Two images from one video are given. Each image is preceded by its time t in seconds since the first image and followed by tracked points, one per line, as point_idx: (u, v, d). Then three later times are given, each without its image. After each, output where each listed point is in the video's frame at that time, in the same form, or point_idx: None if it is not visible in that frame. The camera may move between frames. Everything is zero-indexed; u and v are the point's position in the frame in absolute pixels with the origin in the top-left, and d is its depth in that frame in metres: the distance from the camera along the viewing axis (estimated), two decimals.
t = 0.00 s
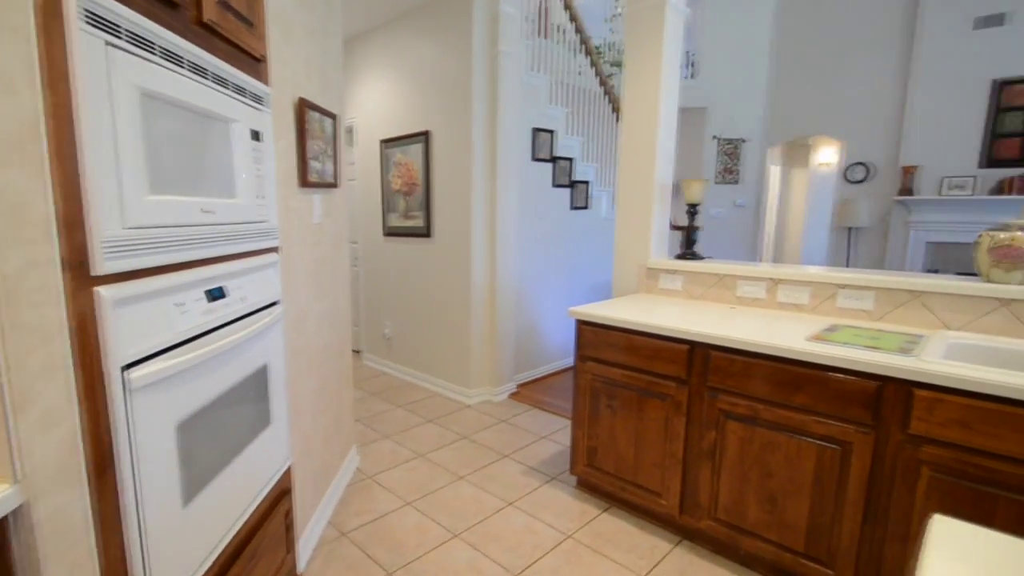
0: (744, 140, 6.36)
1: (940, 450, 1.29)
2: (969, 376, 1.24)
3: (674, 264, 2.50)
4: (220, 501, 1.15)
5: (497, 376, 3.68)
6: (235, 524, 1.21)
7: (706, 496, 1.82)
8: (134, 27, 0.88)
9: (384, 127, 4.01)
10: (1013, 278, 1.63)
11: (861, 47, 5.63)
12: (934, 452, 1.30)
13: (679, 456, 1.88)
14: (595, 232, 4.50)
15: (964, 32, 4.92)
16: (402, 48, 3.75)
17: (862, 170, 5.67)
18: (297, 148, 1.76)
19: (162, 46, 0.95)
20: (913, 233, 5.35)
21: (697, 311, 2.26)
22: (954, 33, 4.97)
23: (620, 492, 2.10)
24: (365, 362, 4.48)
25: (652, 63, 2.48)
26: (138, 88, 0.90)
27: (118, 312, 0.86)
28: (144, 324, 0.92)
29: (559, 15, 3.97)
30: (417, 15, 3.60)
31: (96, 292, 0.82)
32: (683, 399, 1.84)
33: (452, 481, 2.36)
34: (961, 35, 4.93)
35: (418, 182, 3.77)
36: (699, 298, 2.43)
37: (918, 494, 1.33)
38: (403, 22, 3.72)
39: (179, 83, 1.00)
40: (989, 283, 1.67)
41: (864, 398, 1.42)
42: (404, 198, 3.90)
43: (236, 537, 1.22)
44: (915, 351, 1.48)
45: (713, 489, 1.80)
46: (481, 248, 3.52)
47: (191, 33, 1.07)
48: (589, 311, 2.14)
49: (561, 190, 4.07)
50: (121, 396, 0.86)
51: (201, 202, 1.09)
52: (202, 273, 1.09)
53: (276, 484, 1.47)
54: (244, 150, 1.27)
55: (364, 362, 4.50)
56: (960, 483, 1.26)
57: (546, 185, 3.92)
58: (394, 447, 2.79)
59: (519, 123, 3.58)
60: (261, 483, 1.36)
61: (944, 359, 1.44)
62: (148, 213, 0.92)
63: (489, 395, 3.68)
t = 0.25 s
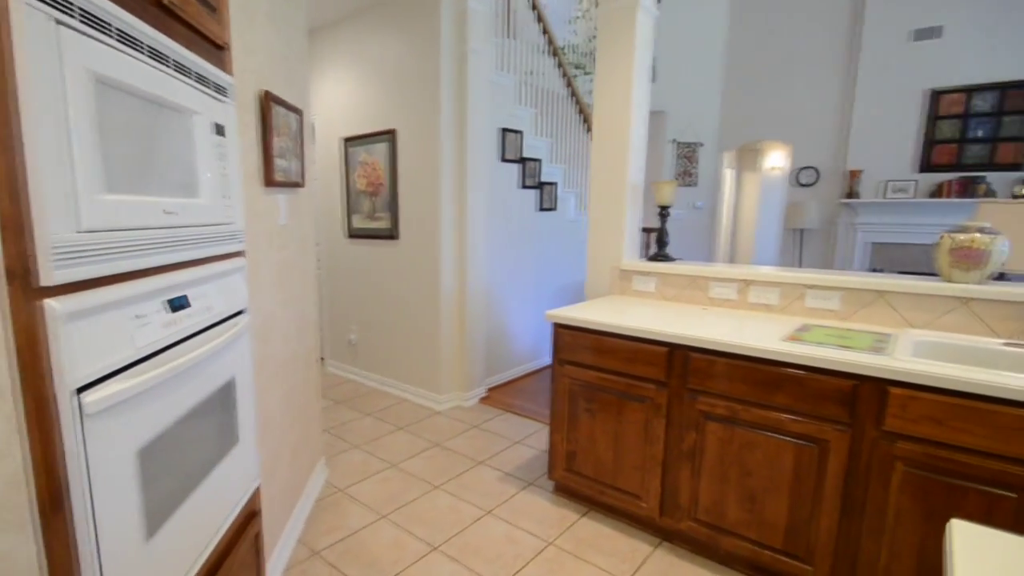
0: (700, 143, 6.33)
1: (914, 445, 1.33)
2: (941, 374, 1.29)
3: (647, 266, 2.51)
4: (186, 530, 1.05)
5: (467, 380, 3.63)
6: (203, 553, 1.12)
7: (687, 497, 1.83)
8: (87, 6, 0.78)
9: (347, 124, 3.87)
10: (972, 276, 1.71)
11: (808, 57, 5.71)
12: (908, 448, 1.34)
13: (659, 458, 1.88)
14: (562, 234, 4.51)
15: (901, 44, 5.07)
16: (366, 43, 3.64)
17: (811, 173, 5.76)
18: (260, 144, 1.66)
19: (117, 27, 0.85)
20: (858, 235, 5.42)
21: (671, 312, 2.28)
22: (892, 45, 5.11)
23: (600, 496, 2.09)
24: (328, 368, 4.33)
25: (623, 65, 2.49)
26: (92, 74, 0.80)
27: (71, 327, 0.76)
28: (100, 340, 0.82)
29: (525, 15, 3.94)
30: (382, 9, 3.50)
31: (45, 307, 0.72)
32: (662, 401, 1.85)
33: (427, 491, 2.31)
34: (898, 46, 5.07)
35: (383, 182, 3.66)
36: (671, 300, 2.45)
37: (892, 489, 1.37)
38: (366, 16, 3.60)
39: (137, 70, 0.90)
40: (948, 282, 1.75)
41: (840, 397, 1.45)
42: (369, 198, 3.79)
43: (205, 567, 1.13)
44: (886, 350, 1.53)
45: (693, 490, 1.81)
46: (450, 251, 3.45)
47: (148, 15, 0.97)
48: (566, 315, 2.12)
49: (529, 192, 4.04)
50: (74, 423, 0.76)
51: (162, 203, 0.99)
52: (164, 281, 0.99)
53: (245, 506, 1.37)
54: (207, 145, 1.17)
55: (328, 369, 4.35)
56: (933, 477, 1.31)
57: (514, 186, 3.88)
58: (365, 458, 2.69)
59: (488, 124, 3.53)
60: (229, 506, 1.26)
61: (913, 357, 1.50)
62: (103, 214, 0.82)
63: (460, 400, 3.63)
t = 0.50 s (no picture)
0: (658, 146, 6.47)
1: (880, 439, 1.38)
2: (904, 369, 1.34)
3: (617, 268, 2.53)
4: (146, 561, 0.97)
5: (435, 386, 3.57)
6: None
7: (662, 497, 1.85)
8: None
9: (305, 122, 3.74)
10: (927, 274, 1.80)
11: (758, 64, 5.91)
12: (875, 441, 1.39)
13: (635, 459, 1.90)
14: (528, 235, 4.51)
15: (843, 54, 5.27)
16: (325, 38, 3.52)
17: (762, 177, 5.92)
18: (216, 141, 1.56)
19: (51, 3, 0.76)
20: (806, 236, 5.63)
21: (641, 313, 2.30)
22: (837, 55, 5.31)
23: (575, 499, 2.09)
24: (289, 377, 4.17)
25: (591, 66, 2.50)
26: (22, 55, 0.71)
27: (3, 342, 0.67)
28: (37, 357, 0.73)
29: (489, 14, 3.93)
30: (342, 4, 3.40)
31: None
32: (638, 402, 1.88)
33: (399, 502, 2.28)
34: (841, 56, 5.28)
35: (344, 183, 3.55)
36: (641, 301, 2.48)
37: (860, 482, 1.41)
38: (325, 9, 3.48)
39: (77, 53, 0.81)
40: (904, 280, 1.83)
41: (810, 393, 1.50)
42: (329, 199, 3.66)
43: None
44: (851, 347, 1.59)
45: (668, 490, 1.83)
46: (417, 255, 3.38)
47: None
48: (540, 317, 2.11)
49: (496, 193, 4.02)
50: (12, 452, 0.68)
51: (107, 201, 0.90)
52: (111, 288, 0.91)
53: (207, 530, 1.28)
54: (155, 138, 1.08)
55: (287, 378, 4.19)
56: (899, 469, 1.36)
57: (480, 186, 3.85)
58: (332, 470, 2.60)
59: (453, 123, 3.48)
60: (191, 531, 1.18)
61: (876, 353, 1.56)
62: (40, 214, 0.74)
63: (428, 407, 3.56)
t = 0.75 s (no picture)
0: (621, 149, 6.40)
1: (850, 436, 1.41)
2: (873, 367, 1.37)
3: (588, 270, 2.52)
4: None
5: (403, 392, 3.47)
6: None
7: (637, 501, 1.83)
8: None
9: (260, 119, 3.58)
10: (887, 273, 1.86)
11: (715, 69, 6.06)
12: (846, 439, 1.42)
13: (609, 463, 1.88)
14: (494, 236, 4.47)
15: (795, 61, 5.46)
16: (280, 30, 3.38)
17: (720, 179, 6.09)
18: (156, 134, 1.46)
19: None
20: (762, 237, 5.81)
21: (611, 314, 2.29)
22: (789, 62, 5.50)
23: (549, 505, 2.06)
24: (248, 386, 3.98)
25: (558, 66, 2.48)
26: None
27: None
28: None
29: (452, 12, 3.86)
30: None
31: None
32: (611, 405, 1.86)
33: (367, 516, 2.20)
34: (794, 63, 5.48)
35: (303, 183, 3.42)
36: (612, 302, 2.47)
37: (831, 480, 1.44)
38: (279, 1, 3.33)
39: None
40: (865, 279, 1.89)
41: (781, 393, 1.52)
42: (287, 200, 3.52)
43: None
44: (820, 345, 1.62)
45: (643, 493, 1.81)
46: (382, 258, 3.28)
47: None
48: (511, 321, 2.07)
49: (462, 193, 3.96)
50: None
51: (27, 197, 0.79)
52: (33, 297, 0.80)
53: (157, 560, 1.18)
54: (84, 125, 0.97)
55: (245, 387, 4.00)
56: (869, 466, 1.39)
57: (446, 187, 3.78)
58: (296, 485, 2.49)
59: (416, 121, 3.40)
60: (139, 564, 1.08)
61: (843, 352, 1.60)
62: None
63: (396, 414, 3.46)
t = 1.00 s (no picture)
0: (584, 149, 6.39)
1: (830, 440, 1.40)
2: (853, 368, 1.36)
3: (557, 270, 2.45)
4: None
5: (367, 400, 3.32)
6: None
7: (613, 510, 1.77)
8: None
9: (210, 114, 3.36)
10: (854, 271, 1.86)
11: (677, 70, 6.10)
12: (826, 443, 1.41)
13: (583, 471, 1.81)
14: (459, 237, 4.36)
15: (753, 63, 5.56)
16: (232, 20, 3.18)
17: (681, 179, 6.16)
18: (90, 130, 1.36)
19: None
20: (723, 235, 5.89)
21: (581, 316, 2.22)
22: (748, 64, 5.60)
23: (522, 517, 1.97)
24: (201, 397, 3.74)
25: (523, 60, 2.40)
26: None
27: None
28: None
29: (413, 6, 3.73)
30: None
31: None
32: (585, 411, 1.79)
33: (329, 536, 2.06)
34: (752, 65, 5.57)
35: (260, 182, 3.21)
36: (581, 303, 2.41)
37: (813, 485, 1.42)
38: None
39: None
40: (834, 277, 1.89)
41: (760, 396, 1.49)
42: (243, 200, 3.31)
43: None
44: (795, 346, 1.60)
45: (619, 502, 1.76)
46: (343, 259, 3.12)
47: None
48: (480, 324, 1.98)
49: (425, 193, 3.83)
50: None
51: None
52: None
53: None
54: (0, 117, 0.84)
55: (198, 398, 3.76)
56: (849, 469, 1.38)
57: (409, 187, 3.64)
58: (253, 504, 2.33)
59: (378, 118, 3.25)
60: None
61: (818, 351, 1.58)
62: None
63: (360, 421, 3.31)
